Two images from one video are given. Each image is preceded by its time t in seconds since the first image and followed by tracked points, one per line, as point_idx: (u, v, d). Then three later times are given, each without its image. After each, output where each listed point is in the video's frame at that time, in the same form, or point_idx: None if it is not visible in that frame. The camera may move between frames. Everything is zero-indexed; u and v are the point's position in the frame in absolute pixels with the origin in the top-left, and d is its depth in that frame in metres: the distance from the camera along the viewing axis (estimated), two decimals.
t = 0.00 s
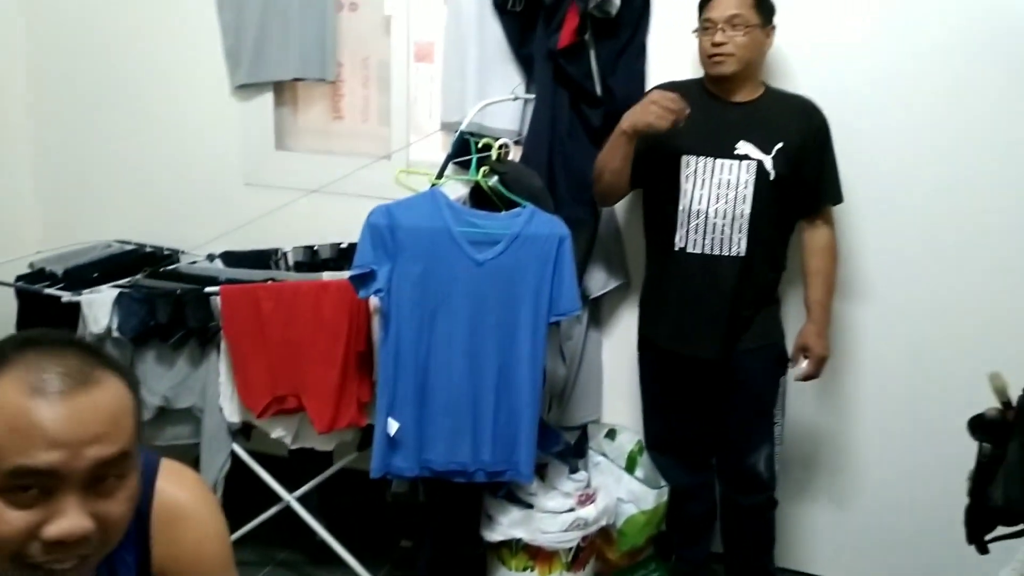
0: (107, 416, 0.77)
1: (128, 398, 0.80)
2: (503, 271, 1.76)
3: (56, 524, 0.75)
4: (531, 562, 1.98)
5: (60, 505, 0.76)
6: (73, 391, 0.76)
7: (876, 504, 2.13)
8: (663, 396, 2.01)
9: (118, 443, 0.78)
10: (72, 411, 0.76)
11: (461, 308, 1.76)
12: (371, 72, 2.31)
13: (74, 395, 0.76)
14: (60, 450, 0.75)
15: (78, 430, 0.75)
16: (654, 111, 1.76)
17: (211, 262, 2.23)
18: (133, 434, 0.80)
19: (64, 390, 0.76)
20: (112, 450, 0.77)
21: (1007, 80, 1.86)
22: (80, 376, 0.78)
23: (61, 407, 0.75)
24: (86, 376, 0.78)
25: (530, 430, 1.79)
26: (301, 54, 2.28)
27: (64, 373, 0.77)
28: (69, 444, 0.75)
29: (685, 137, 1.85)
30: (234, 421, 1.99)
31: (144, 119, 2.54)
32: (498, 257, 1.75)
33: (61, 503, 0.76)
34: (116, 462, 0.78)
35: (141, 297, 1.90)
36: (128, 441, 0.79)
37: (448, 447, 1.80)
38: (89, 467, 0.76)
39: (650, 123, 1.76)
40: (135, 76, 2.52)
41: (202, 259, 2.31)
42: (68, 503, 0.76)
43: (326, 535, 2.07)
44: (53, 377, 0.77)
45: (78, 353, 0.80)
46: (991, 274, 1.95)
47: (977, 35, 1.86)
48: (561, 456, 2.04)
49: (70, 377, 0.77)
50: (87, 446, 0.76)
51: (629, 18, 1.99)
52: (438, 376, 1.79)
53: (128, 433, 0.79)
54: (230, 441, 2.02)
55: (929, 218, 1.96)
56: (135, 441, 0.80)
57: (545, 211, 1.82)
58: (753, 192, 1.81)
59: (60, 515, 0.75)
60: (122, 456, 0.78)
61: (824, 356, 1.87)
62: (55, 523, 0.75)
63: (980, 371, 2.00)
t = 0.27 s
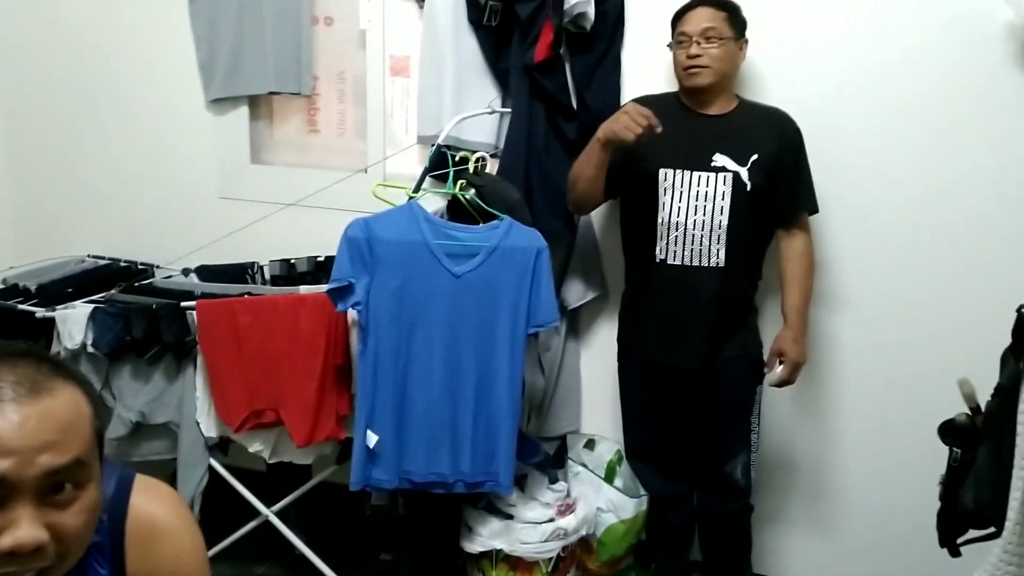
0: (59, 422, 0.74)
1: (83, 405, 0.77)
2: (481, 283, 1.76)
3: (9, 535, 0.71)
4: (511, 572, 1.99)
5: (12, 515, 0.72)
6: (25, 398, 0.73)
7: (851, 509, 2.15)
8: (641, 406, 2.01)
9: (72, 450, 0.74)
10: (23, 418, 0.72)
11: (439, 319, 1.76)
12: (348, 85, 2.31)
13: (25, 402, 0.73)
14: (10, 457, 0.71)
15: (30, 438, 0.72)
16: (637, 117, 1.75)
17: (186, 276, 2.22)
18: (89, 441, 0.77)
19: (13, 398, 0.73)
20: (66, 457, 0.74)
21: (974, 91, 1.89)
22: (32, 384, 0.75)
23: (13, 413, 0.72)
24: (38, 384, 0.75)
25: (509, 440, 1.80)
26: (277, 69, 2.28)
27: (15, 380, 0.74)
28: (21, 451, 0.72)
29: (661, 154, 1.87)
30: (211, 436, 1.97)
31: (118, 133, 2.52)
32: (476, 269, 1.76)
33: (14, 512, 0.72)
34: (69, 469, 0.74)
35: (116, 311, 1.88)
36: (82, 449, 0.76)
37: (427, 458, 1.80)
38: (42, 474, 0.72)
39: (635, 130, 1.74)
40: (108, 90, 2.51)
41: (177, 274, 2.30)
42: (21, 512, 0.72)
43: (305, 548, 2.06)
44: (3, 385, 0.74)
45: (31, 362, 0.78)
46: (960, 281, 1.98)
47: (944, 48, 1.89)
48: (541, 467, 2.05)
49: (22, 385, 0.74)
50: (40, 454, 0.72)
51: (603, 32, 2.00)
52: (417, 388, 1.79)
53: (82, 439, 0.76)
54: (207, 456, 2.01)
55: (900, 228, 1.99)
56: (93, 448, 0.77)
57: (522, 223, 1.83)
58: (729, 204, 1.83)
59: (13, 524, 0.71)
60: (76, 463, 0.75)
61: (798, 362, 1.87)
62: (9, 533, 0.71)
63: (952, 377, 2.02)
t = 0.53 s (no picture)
0: (59, 447, 0.77)
1: (84, 431, 0.80)
2: (469, 294, 1.78)
3: (5, 561, 0.75)
4: None
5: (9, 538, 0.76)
6: (27, 422, 0.76)
7: (835, 515, 2.17)
8: (628, 415, 2.03)
9: (71, 475, 0.78)
10: (25, 443, 0.75)
11: (427, 331, 1.78)
12: (335, 98, 2.32)
13: (27, 426, 0.76)
14: (10, 483, 0.74)
15: (29, 462, 0.75)
16: (638, 117, 1.76)
17: (174, 289, 2.22)
18: (87, 466, 0.80)
19: (16, 422, 0.76)
20: (64, 483, 0.77)
21: (951, 101, 1.92)
22: (35, 409, 0.77)
23: (13, 437, 0.75)
24: (41, 408, 0.78)
25: (497, 449, 1.81)
26: (264, 82, 2.30)
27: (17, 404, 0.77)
28: (20, 476, 0.75)
29: (647, 170, 1.90)
30: (198, 449, 1.97)
31: (104, 146, 2.53)
32: (464, 280, 1.77)
33: (11, 536, 0.76)
34: (66, 494, 0.77)
35: (104, 325, 1.89)
36: (80, 474, 0.79)
37: (416, 469, 1.81)
38: (40, 499, 0.76)
39: (639, 125, 1.75)
40: (94, 104, 2.51)
41: (164, 287, 2.31)
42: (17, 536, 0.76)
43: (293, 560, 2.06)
44: (6, 409, 0.76)
45: (35, 386, 0.80)
46: (941, 288, 2.01)
47: (922, 59, 1.93)
48: (529, 477, 2.06)
49: (25, 409, 0.77)
50: (39, 479, 0.76)
51: (588, 46, 2.02)
52: (405, 399, 1.80)
53: (81, 463, 0.79)
54: (195, 468, 2.01)
55: (881, 237, 2.02)
56: (90, 473, 0.80)
57: (508, 235, 1.85)
58: (714, 217, 1.85)
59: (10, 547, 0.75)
60: (73, 488, 0.78)
61: (788, 372, 1.91)
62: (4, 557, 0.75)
63: (933, 384, 2.05)
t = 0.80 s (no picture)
0: (69, 466, 0.79)
1: (92, 449, 0.83)
2: (463, 304, 1.78)
3: None
4: None
5: (21, 554, 0.78)
6: (38, 441, 0.79)
7: (830, 522, 2.18)
8: (622, 424, 2.03)
9: (81, 492, 0.80)
10: (36, 461, 0.78)
11: (422, 341, 1.78)
12: (328, 109, 2.33)
13: (38, 446, 0.78)
14: (22, 500, 0.77)
15: (40, 481, 0.77)
16: (649, 115, 1.79)
17: (168, 301, 2.23)
18: (96, 483, 0.82)
19: (29, 441, 0.78)
20: (75, 501, 0.80)
21: (939, 110, 1.93)
22: (46, 428, 0.80)
23: (23, 454, 0.77)
24: (52, 428, 0.80)
25: (492, 459, 1.81)
26: (256, 94, 2.30)
27: (30, 422, 0.80)
28: (32, 494, 0.77)
29: (640, 183, 1.92)
30: (193, 460, 1.97)
31: (98, 159, 2.53)
32: (458, 291, 1.78)
33: (22, 552, 0.78)
34: (75, 512, 0.80)
35: (98, 338, 1.89)
36: (90, 490, 0.82)
37: (411, 479, 1.81)
38: (52, 516, 0.78)
39: (652, 123, 1.79)
40: (87, 117, 2.52)
41: (158, 298, 2.31)
42: (30, 552, 0.79)
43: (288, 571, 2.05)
44: (17, 427, 0.79)
45: (46, 405, 0.83)
46: (932, 296, 2.02)
47: (910, 68, 1.94)
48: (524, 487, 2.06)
49: (37, 427, 0.80)
50: (50, 497, 0.78)
51: (580, 56, 2.03)
52: (400, 410, 1.80)
53: (91, 480, 0.82)
54: (190, 481, 2.01)
55: (874, 244, 2.03)
56: (99, 489, 0.83)
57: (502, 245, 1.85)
58: (707, 230, 1.86)
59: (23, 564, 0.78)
60: (82, 506, 0.81)
61: (782, 380, 1.92)
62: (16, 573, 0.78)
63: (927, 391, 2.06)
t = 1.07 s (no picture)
0: (67, 467, 0.78)
1: (90, 451, 0.82)
2: (463, 308, 1.79)
3: None
4: None
5: (21, 557, 0.77)
6: (37, 444, 0.78)
7: (830, 522, 2.18)
8: (623, 426, 2.04)
9: (80, 493, 0.79)
10: (36, 463, 0.77)
11: (422, 345, 1.79)
12: (327, 114, 2.34)
13: (37, 448, 0.77)
14: (22, 502, 0.75)
15: (40, 484, 0.76)
16: (649, 125, 1.79)
17: (168, 305, 2.23)
18: (95, 484, 0.81)
19: (28, 443, 0.77)
20: (74, 502, 0.78)
21: (937, 110, 1.94)
22: (45, 430, 0.79)
23: (23, 457, 0.76)
24: (49, 430, 0.79)
25: (493, 462, 1.82)
26: (255, 99, 2.31)
27: (27, 424, 0.79)
28: (32, 496, 0.76)
29: (640, 187, 1.92)
30: (195, 464, 1.98)
31: (98, 164, 2.54)
32: (457, 294, 1.78)
33: (23, 554, 0.77)
34: (75, 513, 0.79)
35: (99, 343, 1.90)
36: (90, 491, 0.81)
37: (412, 482, 1.81)
38: (51, 518, 0.77)
39: (652, 133, 1.79)
40: (87, 122, 2.52)
41: (159, 303, 2.31)
42: (29, 554, 0.77)
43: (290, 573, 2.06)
44: (16, 430, 0.78)
45: (43, 408, 0.82)
46: (930, 296, 2.03)
47: (907, 70, 1.95)
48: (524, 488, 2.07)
49: (35, 430, 0.78)
50: (50, 500, 0.77)
51: (579, 60, 2.04)
52: (400, 414, 1.80)
53: (90, 482, 0.81)
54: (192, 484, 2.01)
55: (872, 245, 2.04)
56: (98, 491, 0.82)
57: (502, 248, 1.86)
58: (707, 236, 1.87)
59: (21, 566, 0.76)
60: (83, 507, 0.80)
61: (778, 382, 1.93)
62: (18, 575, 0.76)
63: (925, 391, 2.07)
